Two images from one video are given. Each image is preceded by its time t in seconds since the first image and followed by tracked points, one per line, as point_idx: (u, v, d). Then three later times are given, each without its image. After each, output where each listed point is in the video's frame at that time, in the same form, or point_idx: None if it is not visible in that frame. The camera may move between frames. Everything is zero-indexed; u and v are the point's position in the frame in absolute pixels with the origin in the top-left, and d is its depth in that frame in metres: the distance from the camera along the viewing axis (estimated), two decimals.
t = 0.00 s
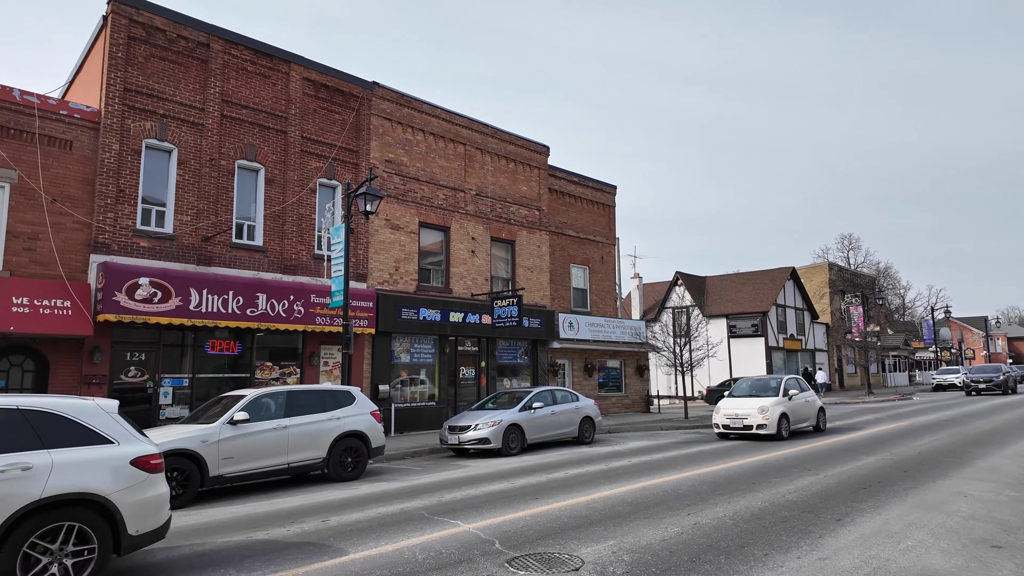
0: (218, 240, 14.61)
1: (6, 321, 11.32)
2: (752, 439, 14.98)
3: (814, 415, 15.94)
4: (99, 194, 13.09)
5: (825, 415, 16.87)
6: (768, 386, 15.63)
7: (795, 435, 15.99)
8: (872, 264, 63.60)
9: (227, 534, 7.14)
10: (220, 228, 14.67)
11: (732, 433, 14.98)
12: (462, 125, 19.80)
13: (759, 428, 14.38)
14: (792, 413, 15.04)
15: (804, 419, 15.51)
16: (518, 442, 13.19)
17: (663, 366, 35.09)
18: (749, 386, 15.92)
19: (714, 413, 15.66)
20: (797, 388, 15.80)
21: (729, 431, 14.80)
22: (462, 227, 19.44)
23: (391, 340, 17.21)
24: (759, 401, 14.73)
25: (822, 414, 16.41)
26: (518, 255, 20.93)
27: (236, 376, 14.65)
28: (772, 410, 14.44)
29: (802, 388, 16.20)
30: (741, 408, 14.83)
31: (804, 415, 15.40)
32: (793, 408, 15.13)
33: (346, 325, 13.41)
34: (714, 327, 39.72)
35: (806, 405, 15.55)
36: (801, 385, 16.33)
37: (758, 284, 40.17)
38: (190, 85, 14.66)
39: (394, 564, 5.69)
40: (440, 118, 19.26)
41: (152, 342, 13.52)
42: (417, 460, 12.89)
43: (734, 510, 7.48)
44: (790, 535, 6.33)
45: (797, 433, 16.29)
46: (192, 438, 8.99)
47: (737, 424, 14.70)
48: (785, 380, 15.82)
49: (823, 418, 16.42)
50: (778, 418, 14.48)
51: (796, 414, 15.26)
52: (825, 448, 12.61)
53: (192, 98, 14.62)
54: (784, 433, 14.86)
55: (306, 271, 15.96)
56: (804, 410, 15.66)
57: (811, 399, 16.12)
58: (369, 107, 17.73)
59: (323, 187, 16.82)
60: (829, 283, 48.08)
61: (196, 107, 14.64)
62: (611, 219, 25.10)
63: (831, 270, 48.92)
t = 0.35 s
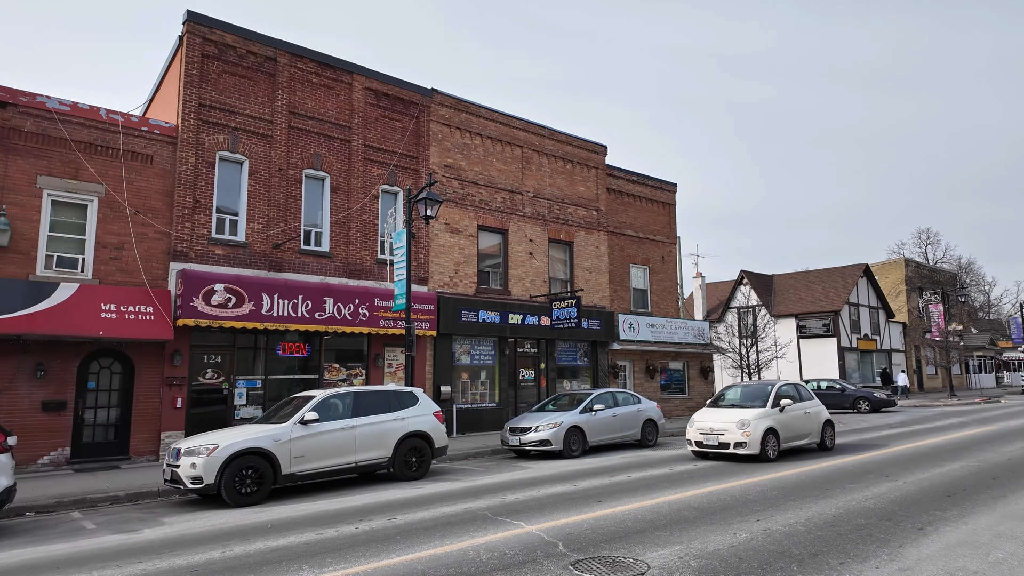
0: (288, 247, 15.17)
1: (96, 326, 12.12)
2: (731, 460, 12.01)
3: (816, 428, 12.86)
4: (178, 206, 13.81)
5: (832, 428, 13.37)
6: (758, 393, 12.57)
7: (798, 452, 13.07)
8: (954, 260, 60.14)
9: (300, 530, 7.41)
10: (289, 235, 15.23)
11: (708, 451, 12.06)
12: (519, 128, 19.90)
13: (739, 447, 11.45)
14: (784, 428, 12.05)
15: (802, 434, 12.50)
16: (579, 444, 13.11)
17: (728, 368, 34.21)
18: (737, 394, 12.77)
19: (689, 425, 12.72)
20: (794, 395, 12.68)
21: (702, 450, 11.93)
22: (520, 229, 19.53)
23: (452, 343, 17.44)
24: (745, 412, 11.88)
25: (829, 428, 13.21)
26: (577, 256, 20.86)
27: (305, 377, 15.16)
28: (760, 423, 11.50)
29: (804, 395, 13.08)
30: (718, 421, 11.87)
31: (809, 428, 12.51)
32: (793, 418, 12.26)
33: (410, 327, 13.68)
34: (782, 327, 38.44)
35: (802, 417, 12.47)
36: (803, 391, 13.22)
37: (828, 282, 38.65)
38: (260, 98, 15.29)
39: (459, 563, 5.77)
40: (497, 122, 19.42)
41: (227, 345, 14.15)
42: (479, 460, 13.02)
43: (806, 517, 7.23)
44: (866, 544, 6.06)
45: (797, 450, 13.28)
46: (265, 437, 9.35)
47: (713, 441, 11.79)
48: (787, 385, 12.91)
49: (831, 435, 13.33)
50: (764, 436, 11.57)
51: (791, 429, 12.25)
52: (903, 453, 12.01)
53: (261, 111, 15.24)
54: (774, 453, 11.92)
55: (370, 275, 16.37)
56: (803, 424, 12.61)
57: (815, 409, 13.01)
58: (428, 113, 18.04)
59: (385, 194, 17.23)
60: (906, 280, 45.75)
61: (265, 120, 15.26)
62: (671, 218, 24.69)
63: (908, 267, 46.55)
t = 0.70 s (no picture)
0: (350, 252, 15.59)
1: (172, 330, 12.73)
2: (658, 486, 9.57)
3: (776, 445, 10.26)
4: (247, 214, 14.40)
5: (801, 444, 10.71)
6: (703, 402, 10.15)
7: (752, 475, 10.46)
8: None
9: (364, 527, 7.60)
10: (352, 240, 15.65)
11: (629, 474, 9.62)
12: (573, 128, 19.84)
13: (659, 471, 9.02)
14: (724, 447, 9.49)
15: (753, 454, 9.90)
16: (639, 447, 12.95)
17: (794, 369, 33.10)
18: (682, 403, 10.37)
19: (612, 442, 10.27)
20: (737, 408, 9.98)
21: (619, 473, 9.54)
22: (575, 229, 19.46)
23: (509, 344, 17.53)
24: (672, 427, 9.34)
25: (795, 447, 10.54)
26: (633, 256, 20.62)
27: (367, 378, 15.54)
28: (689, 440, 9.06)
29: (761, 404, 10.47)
30: (641, 436, 9.46)
31: (754, 451, 9.81)
32: (740, 434, 9.72)
33: (467, 329, 13.82)
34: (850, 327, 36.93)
35: (750, 434, 9.87)
36: (761, 398, 10.58)
37: (900, 279, 36.90)
38: (322, 108, 15.78)
39: (520, 563, 5.80)
40: (552, 123, 19.42)
41: (294, 347, 14.65)
42: (538, 462, 13.03)
43: (880, 524, 6.91)
44: (946, 555, 5.76)
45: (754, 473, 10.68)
46: (330, 435, 9.62)
47: (631, 462, 9.36)
48: (730, 394, 10.19)
49: (795, 453, 10.60)
50: (691, 458, 9.07)
51: (738, 447, 9.74)
52: (985, 459, 11.34)
53: (323, 121, 15.72)
54: (705, 482, 9.20)
55: (428, 278, 16.63)
56: (752, 442, 10.00)
57: (774, 421, 10.37)
58: (483, 117, 18.20)
59: (441, 198, 17.48)
60: (987, 276, 43.21)
61: (327, 129, 15.73)
62: (732, 215, 24.09)
63: (989, 262, 43.96)
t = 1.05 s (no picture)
0: (418, 255, 15.92)
1: (254, 332, 13.36)
2: (517, 522, 7.63)
3: (678, 471, 7.93)
4: (322, 220, 14.94)
5: (721, 469, 8.34)
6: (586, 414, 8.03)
7: (655, 508, 8.22)
8: None
9: (438, 525, 7.74)
10: (421, 244, 15.99)
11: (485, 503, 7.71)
12: (639, 125, 19.58)
13: (503, 505, 7.10)
14: (597, 475, 7.39)
15: (644, 482, 7.69)
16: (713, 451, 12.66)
17: (877, 370, 31.49)
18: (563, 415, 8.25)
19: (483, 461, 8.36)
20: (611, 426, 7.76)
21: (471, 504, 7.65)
22: (642, 229, 19.20)
23: (576, 345, 17.47)
24: (528, 448, 7.39)
25: (708, 473, 8.17)
26: (703, 255, 20.15)
27: (438, 379, 15.83)
28: (538, 467, 7.07)
29: (647, 422, 8.02)
30: (494, 458, 7.55)
31: (633, 481, 7.58)
32: (620, 457, 7.55)
33: (534, 330, 13.85)
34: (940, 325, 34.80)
35: (629, 459, 7.58)
36: (666, 411, 8.28)
37: (995, 274, 34.52)
38: (390, 116, 16.19)
39: (595, 566, 5.78)
40: (617, 121, 19.24)
41: (367, 348, 15.08)
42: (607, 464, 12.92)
43: (979, 536, 6.50)
44: None
45: (665, 502, 8.46)
46: (404, 434, 9.86)
47: (478, 492, 7.47)
48: (625, 404, 8.07)
49: (712, 478, 8.24)
50: (545, 488, 7.08)
51: (621, 473, 7.58)
52: None
53: (392, 129, 16.13)
54: (564, 520, 7.16)
55: (494, 279, 16.79)
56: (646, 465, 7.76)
57: (680, 440, 8.06)
58: (547, 118, 18.22)
59: (506, 200, 17.59)
60: None
61: (396, 136, 16.13)
62: (807, 210, 23.18)
63: None
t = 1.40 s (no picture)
0: (546, 258, 16.14)
1: (397, 335, 14.17)
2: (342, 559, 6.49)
3: (547, 502, 6.47)
4: (454, 228, 15.58)
5: (611, 500, 6.76)
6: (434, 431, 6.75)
7: (532, 545, 6.82)
8: None
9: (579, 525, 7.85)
10: (548, 248, 16.20)
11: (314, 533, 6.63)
12: (773, 112, 18.58)
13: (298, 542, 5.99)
14: (424, 506, 6.10)
15: (493, 516, 6.30)
16: (872, 459, 11.69)
17: None
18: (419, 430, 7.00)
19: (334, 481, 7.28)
20: (453, 447, 6.46)
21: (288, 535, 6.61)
22: (781, 222, 18.18)
23: (711, 346, 16.87)
24: (339, 473, 6.24)
25: (584, 506, 6.61)
26: (851, 247, 18.72)
27: (568, 380, 15.93)
28: (342, 496, 5.92)
29: (510, 441, 6.65)
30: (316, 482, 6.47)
31: (477, 514, 6.23)
32: (457, 484, 6.21)
33: (665, 331, 13.58)
34: None
35: (471, 486, 6.23)
36: (539, 426, 6.85)
37: None
38: (517, 124, 16.56)
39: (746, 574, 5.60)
40: (749, 110, 18.38)
41: (500, 350, 15.51)
42: (749, 470, 12.38)
43: None
44: None
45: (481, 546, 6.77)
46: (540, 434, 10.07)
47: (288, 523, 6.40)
48: (484, 418, 6.72)
49: (593, 513, 6.66)
50: (343, 522, 5.89)
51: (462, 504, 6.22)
52: None
53: (518, 135, 16.48)
54: (370, 561, 5.92)
55: (623, 280, 16.64)
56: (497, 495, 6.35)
57: (551, 464, 6.58)
58: (674, 113, 17.77)
59: (633, 200, 17.35)
60: None
61: (522, 143, 16.46)
62: (974, 193, 20.83)
63: None
